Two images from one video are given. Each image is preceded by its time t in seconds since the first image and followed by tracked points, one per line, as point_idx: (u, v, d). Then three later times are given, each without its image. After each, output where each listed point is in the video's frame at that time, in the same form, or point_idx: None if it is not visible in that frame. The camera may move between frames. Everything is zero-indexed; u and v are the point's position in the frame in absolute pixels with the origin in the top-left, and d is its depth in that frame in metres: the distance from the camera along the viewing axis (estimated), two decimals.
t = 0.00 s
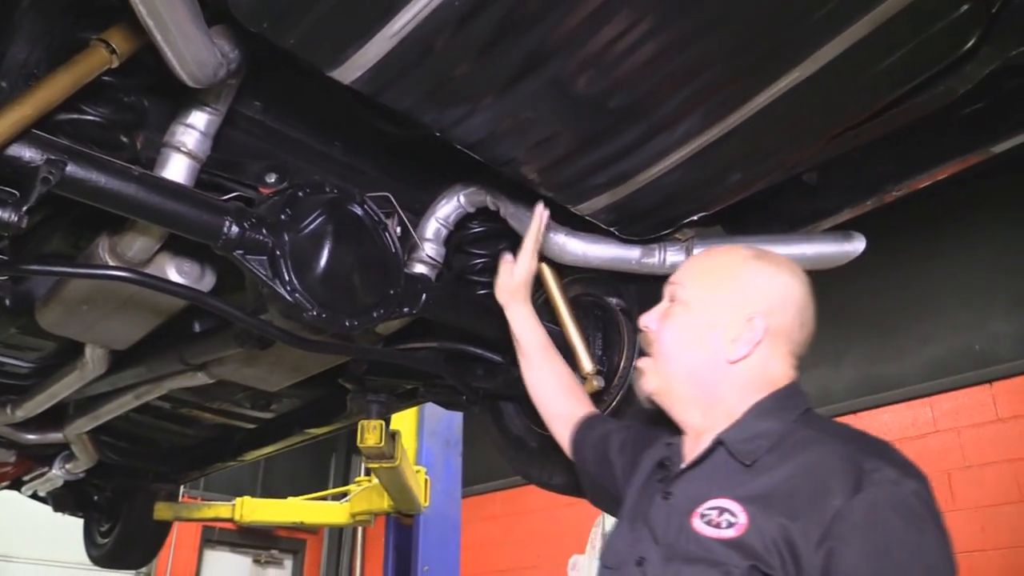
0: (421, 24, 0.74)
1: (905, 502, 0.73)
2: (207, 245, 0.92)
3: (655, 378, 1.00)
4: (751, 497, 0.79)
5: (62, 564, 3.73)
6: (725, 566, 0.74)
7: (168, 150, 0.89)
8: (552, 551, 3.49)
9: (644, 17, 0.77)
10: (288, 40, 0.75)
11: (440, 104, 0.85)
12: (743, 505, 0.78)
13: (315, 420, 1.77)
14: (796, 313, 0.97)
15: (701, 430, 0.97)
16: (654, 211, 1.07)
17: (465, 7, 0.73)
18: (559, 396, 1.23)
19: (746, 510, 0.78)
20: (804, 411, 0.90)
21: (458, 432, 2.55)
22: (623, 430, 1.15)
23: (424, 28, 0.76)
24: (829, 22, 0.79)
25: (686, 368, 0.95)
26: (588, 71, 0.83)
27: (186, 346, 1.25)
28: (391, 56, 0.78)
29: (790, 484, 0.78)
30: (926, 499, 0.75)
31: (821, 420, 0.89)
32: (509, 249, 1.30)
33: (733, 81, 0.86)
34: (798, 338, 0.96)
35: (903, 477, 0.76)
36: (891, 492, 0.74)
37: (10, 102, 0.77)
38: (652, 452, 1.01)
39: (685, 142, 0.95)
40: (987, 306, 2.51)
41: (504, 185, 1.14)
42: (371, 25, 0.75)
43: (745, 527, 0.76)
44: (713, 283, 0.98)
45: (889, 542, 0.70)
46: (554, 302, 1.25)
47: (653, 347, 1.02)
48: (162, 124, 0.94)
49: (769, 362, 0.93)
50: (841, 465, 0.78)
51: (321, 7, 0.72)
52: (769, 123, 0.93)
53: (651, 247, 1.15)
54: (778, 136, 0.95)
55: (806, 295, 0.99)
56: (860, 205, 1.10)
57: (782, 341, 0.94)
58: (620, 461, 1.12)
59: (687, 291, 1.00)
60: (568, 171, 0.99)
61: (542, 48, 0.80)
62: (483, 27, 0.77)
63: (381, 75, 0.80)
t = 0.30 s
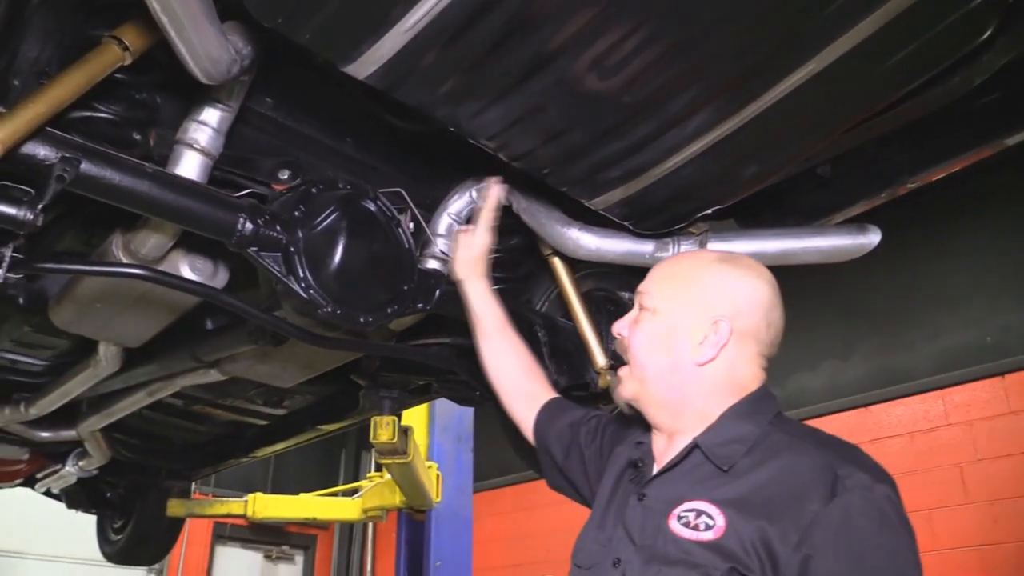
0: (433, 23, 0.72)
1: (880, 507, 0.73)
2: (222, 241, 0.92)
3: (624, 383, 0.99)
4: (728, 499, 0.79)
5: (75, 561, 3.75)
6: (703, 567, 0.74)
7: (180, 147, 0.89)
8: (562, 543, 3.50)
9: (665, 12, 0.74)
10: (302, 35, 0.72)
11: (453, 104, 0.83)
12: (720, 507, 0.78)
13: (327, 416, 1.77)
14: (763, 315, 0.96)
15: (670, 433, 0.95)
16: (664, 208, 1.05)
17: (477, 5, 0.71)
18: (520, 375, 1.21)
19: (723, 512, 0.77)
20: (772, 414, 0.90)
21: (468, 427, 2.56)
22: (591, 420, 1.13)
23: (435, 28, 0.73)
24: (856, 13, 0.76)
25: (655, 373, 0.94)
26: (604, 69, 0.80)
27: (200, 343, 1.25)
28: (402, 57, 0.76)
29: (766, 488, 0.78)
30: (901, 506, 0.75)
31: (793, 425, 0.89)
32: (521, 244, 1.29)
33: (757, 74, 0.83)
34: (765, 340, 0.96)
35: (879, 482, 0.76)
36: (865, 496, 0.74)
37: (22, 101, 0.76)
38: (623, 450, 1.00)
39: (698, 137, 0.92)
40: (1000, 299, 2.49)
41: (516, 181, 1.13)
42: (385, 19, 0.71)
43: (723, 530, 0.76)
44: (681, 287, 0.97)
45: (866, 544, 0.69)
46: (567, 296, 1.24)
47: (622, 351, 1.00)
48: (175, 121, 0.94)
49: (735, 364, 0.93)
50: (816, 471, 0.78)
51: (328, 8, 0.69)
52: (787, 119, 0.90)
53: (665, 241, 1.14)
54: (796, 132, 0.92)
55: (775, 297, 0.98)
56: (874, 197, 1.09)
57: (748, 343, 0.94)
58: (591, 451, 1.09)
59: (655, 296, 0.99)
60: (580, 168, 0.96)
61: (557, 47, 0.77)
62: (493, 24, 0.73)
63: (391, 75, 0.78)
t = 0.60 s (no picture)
0: (449, 24, 0.71)
1: (857, 495, 0.69)
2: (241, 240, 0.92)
3: (608, 373, 0.95)
4: (705, 492, 0.75)
5: (97, 557, 3.79)
6: (679, 564, 0.70)
7: (200, 146, 0.89)
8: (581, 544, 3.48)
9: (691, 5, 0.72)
10: (321, 34, 0.71)
11: (469, 104, 0.82)
12: (697, 501, 0.74)
13: (345, 415, 1.77)
14: (751, 305, 0.92)
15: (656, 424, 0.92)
16: (684, 206, 1.03)
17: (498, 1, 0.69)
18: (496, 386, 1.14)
19: (699, 506, 0.73)
20: (755, 403, 0.85)
21: (486, 427, 2.57)
22: (583, 421, 1.10)
23: (451, 29, 0.72)
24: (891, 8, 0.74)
25: (639, 365, 0.90)
26: (622, 69, 0.79)
27: (220, 342, 1.26)
28: (418, 58, 0.75)
29: (742, 479, 0.74)
30: (881, 490, 0.71)
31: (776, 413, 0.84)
32: (540, 243, 1.28)
33: (785, 70, 0.81)
34: (752, 330, 0.92)
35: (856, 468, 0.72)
36: (842, 484, 0.70)
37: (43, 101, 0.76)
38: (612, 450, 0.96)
39: (717, 134, 0.90)
40: None
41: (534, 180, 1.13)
42: (405, 13, 0.70)
43: (699, 525, 0.72)
44: (665, 276, 0.93)
45: (843, 534, 0.65)
46: (585, 295, 1.23)
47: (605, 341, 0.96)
48: (195, 121, 0.94)
49: (722, 355, 0.89)
50: (792, 457, 0.73)
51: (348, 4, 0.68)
52: (807, 117, 0.88)
53: (683, 239, 1.13)
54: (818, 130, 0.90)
55: (762, 287, 0.94)
56: (895, 196, 1.07)
57: (734, 334, 0.90)
58: (583, 456, 1.07)
59: (640, 285, 0.94)
60: (599, 166, 0.95)
61: (575, 47, 0.75)
62: (508, 24, 0.72)
63: (407, 76, 0.77)
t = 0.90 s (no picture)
0: (460, 21, 0.71)
1: (857, 459, 0.66)
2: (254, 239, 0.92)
3: (617, 352, 0.91)
4: (708, 469, 0.74)
5: (117, 557, 3.82)
6: (681, 542, 0.69)
7: (213, 146, 0.89)
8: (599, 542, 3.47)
9: None
10: (331, 31, 0.71)
11: (481, 102, 0.81)
12: (701, 480, 0.73)
13: (361, 415, 1.78)
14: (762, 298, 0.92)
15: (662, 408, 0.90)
16: (697, 200, 1.02)
17: None
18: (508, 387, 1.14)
19: (703, 485, 0.73)
20: (761, 381, 0.84)
21: (502, 426, 2.57)
22: (593, 420, 1.08)
23: (462, 25, 0.71)
24: None
25: (657, 346, 0.88)
26: (634, 63, 0.78)
27: (235, 342, 1.26)
28: (429, 55, 0.74)
29: (744, 453, 0.73)
30: (887, 456, 0.68)
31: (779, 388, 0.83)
32: (554, 240, 1.27)
33: (802, 63, 0.79)
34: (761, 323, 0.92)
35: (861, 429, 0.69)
36: (842, 448, 0.67)
37: (56, 102, 0.76)
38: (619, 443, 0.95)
39: (732, 127, 0.88)
40: None
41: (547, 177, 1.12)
42: (414, 10, 0.69)
43: (702, 502, 0.71)
44: (683, 257, 0.91)
45: (838, 497, 0.64)
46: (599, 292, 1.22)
47: (613, 318, 0.92)
48: (208, 121, 0.94)
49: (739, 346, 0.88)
50: (794, 426, 0.72)
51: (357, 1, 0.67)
52: (823, 109, 0.86)
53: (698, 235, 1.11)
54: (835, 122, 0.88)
55: (766, 272, 0.95)
56: (912, 189, 1.05)
57: (749, 327, 0.90)
58: (593, 456, 1.04)
59: (655, 264, 0.92)
60: (613, 161, 0.94)
61: (587, 42, 0.74)
62: (519, 19, 0.71)
63: (418, 74, 0.77)
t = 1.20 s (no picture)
0: (461, 15, 0.70)
1: (882, 442, 0.65)
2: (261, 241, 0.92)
3: (681, 357, 0.81)
4: (733, 463, 0.72)
5: (135, 561, 3.85)
6: (711, 538, 0.66)
7: (219, 149, 0.89)
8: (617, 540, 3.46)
9: None
10: (332, 30, 0.70)
11: (484, 98, 0.80)
12: (726, 475, 0.71)
13: (373, 416, 1.78)
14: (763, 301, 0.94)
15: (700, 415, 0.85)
16: (705, 194, 1.01)
17: None
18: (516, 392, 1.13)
19: (729, 479, 0.70)
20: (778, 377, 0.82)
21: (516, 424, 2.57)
22: (600, 426, 1.06)
23: (463, 20, 0.70)
24: None
25: (723, 350, 0.82)
26: (639, 55, 0.76)
27: (245, 345, 1.26)
28: (432, 49, 0.73)
29: (768, 443, 0.71)
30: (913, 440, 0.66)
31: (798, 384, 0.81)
32: (563, 237, 1.26)
33: (810, 51, 0.78)
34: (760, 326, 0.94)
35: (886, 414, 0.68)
36: (867, 433, 0.66)
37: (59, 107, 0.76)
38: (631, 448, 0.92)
39: (741, 118, 0.87)
40: None
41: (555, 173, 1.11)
42: (414, 6, 0.68)
43: (730, 496, 0.68)
44: (726, 256, 0.88)
45: (864, 482, 0.63)
46: (610, 288, 1.21)
47: (673, 322, 0.82)
48: (212, 124, 0.94)
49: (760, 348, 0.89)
50: (817, 415, 0.70)
51: None
52: (832, 99, 0.85)
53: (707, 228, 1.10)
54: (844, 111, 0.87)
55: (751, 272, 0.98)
56: (925, 178, 1.03)
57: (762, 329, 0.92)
58: (601, 462, 1.02)
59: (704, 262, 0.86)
60: (620, 155, 0.92)
61: (590, 35, 0.73)
62: (520, 13, 0.70)
63: (419, 71, 0.76)
